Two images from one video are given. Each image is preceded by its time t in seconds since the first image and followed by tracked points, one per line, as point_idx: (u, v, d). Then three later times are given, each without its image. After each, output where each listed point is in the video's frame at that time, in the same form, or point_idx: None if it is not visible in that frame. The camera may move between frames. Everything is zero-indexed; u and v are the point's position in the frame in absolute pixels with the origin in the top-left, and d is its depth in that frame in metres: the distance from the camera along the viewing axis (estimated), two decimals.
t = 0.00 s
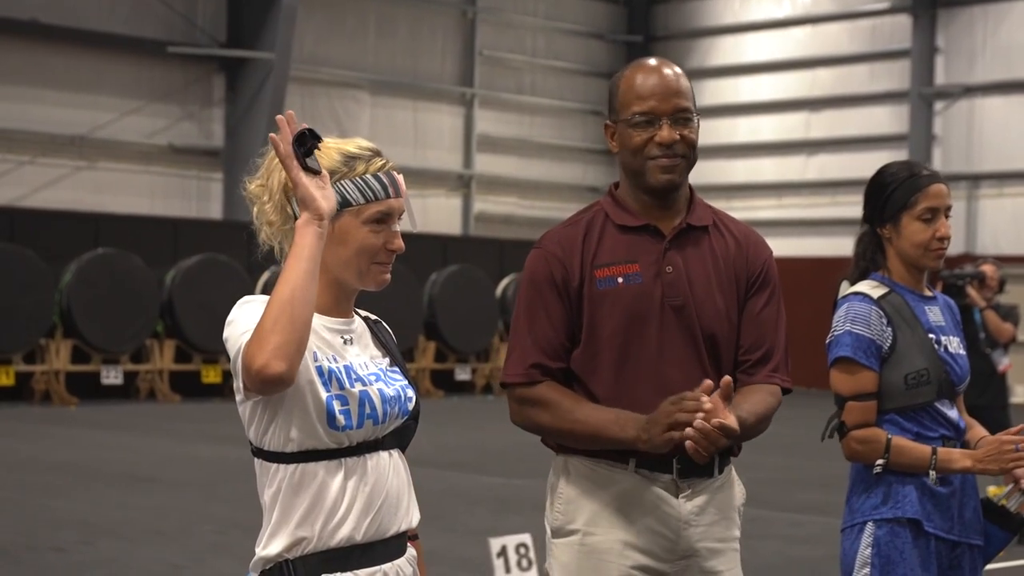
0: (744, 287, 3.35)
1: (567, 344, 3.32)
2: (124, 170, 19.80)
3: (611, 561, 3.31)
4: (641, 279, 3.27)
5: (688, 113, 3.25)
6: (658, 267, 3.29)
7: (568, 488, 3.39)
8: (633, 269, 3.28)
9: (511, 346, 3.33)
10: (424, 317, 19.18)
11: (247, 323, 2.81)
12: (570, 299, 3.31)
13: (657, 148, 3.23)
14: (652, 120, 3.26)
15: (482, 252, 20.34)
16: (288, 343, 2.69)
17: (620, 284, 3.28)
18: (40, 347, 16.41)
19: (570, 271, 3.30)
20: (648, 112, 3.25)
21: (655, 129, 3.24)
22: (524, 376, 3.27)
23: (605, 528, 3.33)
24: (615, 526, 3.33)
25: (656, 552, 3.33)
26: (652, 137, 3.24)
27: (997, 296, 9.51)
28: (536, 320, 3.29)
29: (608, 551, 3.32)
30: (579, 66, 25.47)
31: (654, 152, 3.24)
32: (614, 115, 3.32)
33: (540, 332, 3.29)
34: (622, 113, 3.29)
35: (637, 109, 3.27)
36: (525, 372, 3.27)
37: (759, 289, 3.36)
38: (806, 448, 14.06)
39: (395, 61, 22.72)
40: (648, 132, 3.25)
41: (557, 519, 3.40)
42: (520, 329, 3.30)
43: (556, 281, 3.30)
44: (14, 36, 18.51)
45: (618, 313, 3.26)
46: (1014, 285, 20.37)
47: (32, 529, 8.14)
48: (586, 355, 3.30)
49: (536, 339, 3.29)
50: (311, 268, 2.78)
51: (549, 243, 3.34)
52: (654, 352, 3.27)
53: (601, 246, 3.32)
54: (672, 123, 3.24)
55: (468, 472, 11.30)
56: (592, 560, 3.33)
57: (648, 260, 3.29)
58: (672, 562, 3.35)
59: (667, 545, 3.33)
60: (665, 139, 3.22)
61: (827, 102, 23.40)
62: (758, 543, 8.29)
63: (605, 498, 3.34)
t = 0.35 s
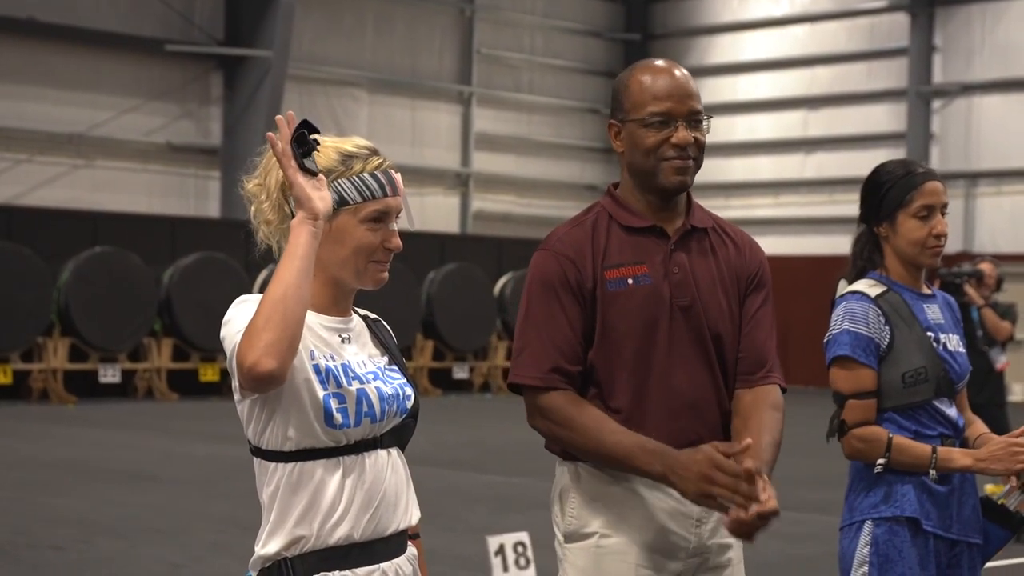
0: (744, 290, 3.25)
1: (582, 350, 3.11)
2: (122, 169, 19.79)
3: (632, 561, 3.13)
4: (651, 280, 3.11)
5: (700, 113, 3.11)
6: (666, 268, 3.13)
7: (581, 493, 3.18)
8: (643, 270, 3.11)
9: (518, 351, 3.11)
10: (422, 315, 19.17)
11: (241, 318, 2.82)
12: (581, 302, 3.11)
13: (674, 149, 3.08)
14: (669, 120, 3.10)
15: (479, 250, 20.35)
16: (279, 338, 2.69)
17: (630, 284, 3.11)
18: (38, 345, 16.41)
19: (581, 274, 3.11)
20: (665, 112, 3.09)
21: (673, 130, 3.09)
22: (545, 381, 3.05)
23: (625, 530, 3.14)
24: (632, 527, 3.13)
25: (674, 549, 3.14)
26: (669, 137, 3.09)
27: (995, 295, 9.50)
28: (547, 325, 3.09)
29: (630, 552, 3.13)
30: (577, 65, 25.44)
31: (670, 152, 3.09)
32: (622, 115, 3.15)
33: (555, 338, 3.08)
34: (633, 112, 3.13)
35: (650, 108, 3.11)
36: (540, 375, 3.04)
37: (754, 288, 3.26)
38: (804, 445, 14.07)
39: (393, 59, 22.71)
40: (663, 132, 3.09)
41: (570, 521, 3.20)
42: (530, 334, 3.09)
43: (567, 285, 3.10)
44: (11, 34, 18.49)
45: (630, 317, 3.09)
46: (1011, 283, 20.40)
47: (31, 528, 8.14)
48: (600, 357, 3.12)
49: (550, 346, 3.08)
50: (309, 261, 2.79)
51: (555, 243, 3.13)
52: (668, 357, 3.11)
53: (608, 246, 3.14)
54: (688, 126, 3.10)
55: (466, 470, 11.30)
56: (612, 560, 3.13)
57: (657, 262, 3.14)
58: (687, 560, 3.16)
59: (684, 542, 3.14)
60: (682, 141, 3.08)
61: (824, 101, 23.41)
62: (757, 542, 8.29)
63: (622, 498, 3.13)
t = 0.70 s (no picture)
0: (741, 292, 3.26)
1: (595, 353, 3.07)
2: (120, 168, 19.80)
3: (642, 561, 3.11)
4: (656, 280, 3.10)
5: (707, 112, 3.14)
6: (671, 269, 3.13)
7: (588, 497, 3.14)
8: (648, 270, 3.11)
9: (532, 356, 3.08)
10: (421, 314, 19.17)
11: (236, 333, 2.79)
12: (588, 303, 3.09)
13: (685, 145, 3.09)
14: (682, 118, 3.11)
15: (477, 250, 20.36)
16: (254, 383, 2.66)
17: (636, 285, 3.09)
18: (36, 344, 16.41)
19: (587, 274, 3.09)
20: (676, 109, 3.11)
21: (685, 127, 3.11)
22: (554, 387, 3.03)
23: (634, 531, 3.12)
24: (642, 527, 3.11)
25: (681, 546, 3.14)
26: (680, 135, 3.10)
27: (993, 293, 9.52)
28: (558, 328, 3.06)
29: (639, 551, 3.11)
30: (576, 64, 25.43)
31: (680, 150, 3.10)
32: (630, 112, 3.15)
33: (567, 344, 3.05)
34: (642, 110, 3.14)
35: (659, 105, 3.12)
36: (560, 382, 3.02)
37: (749, 293, 3.28)
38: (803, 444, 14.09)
39: (393, 57, 22.72)
40: (674, 130, 3.11)
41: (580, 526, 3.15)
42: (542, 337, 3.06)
43: (574, 286, 3.08)
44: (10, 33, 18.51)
45: (638, 318, 3.08)
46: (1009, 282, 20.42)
47: (30, 527, 8.15)
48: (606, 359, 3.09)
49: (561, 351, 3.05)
50: (300, 313, 2.71)
51: (562, 244, 3.10)
52: (676, 360, 3.09)
53: (612, 247, 3.13)
54: (699, 124, 3.12)
55: (466, 468, 11.30)
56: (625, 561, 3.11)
57: (662, 262, 3.13)
58: (696, 557, 3.18)
59: (691, 540, 3.15)
60: (693, 138, 3.10)
61: (823, 100, 23.42)
62: (757, 540, 8.30)
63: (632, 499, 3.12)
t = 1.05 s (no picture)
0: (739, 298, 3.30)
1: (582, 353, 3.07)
2: (117, 166, 19.78)
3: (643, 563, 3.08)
4: (662, 280, 3.10)
5: (715, 106, 3.14)
6: (677, 269, 3.13)
7: (589, 498, 3.11)
8: (655, 271, 3.10)
9: (518, 349, 3.06)
10: (419, 313, 19.16)
11: (228, 356, 2.61)
12: (591, 303, 3.07)
13: (696, 138, 3.08)
14: (689, 112, 3.11)
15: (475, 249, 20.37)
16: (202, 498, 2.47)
17: (643, 286, 3.09)
18: (33, 343, 16.41)
19: (592, 273, 3.08)
20: (685, 103, 3.11)
21: (693, 121, 3.10)
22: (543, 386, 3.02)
23: (637, 531, 3.09)
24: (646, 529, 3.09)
25: (680, 548, 3.12)
26: (690, 128, 3.09)
27: (990, 291, 9.51)
28: (556, 327, 3.03)
29: (640, 554, 3.08)
30: (573, 62, 25.42)
31: (691, 142, 3.09)
32: (638, 108, 3.15)
33: (564, 341, 3.04)
34: (650, 104, 3.14)
35: (668, 100, 3.13)
36: (542, 382, 3.02)
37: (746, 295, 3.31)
38: (803, 443, 14.07)
39: (390, 56, 22.73)
40: (684, 123, 3.10)
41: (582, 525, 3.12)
42: (539, 334, 3.03)
43: (579, 284, 3.06)
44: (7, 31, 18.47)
45: (644, 318, 3.07)
46: (1006, 281, 20.45)
47: (27, 526, 8.14)
48: (607, 359, 3.08)
49: (559, 348, 3.04)
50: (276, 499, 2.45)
51: (566, 242, 3.10)
52: (679, 360, 3.09)
53: (619, 247, 3.12)
54: (707, 118, 3.12)
55: (464, 468, 11.29)
56: (627, 563, 3.09)
57: (668, 263, 3.13)
58: (693, 559, 3.17)
59: (690, 541, 3.13)
60: (703, 130, 3.09)
61: (820, 99, 23.43)
62: (755, 539, 8.30)
63: (634, 500, 3.09)
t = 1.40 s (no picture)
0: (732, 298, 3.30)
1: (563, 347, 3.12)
2: (108, 163, 19.76)
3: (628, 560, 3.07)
4: (655, 281, 3.09)
5: (715, 104, 3.13)
6: (672, 270, 3.12)
7: (574, 492, 3.11)
8: (649, 270, 3.10)
9: (503, 342, 3.12)
10: (410, 310, 19.16)
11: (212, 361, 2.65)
12: (579, 299, 3.09)
13: (695, 136, 3.07)
14: (690, 110, 3.10)
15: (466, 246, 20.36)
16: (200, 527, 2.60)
17: (636, 285, 3.09)
18: (24, 340, 16.36)
19: (582, 270, 3.09)
20: (686, 100, 3.10)
21: (694, 119, 3.09)
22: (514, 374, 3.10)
23: (624, 528, 3.08)
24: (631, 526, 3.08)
25: (665, 545, 3.11)
26: (690, 126, 3.09)
27: (980, 289, 9.53)
28: (540, 321, 3.09)
29: (625, 549, 3.07)
30: (565, 60, 25.41)
31: (691, 141, 3.09)
32: (638, 103, 3.14)
33: (543, 334, 3.09)
34: (650, 100, 3.13)
35: (668, 97, 3.12)
36: (513, 373, 3.10)
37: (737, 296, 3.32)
38: (795, 440, 14.10)
39: (382, 53, 22.72)
40: (684, 121, 3.09)
41: (569, 521, 3.13)
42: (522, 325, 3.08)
43: (568, 280, 3.09)
44: None
45: (636, 317, 3.07)
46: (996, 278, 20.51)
47: (19, 523, 8.14)
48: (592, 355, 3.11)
49: (535, 340, 3.09)
50: None
51: (559, 237, 3.11)
52: (670, 360, 3.08)
53: (615, 245, 3.12)
54: (708, 117, 3.11)
55: (456, 465, 11.30)
56: (614, 559, 3.08)
57: (663, 262, 3.12)
58: (679, 556, 3.16)
59: (675, 539, 3.12)
60: (703, 128, 3.08)
61: (812, 96, 23.45)
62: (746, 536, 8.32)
63: (621, 497, 3.09)
